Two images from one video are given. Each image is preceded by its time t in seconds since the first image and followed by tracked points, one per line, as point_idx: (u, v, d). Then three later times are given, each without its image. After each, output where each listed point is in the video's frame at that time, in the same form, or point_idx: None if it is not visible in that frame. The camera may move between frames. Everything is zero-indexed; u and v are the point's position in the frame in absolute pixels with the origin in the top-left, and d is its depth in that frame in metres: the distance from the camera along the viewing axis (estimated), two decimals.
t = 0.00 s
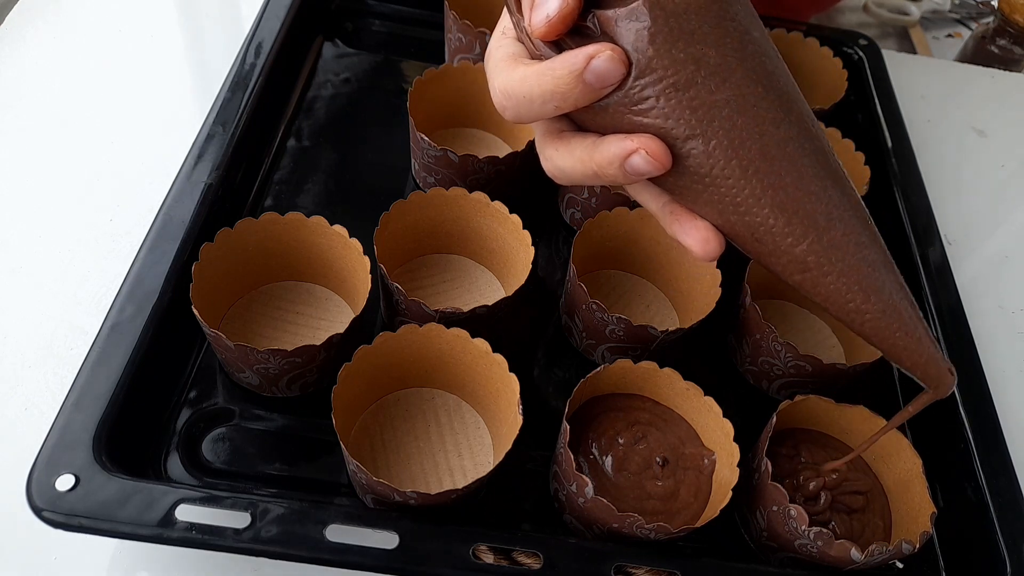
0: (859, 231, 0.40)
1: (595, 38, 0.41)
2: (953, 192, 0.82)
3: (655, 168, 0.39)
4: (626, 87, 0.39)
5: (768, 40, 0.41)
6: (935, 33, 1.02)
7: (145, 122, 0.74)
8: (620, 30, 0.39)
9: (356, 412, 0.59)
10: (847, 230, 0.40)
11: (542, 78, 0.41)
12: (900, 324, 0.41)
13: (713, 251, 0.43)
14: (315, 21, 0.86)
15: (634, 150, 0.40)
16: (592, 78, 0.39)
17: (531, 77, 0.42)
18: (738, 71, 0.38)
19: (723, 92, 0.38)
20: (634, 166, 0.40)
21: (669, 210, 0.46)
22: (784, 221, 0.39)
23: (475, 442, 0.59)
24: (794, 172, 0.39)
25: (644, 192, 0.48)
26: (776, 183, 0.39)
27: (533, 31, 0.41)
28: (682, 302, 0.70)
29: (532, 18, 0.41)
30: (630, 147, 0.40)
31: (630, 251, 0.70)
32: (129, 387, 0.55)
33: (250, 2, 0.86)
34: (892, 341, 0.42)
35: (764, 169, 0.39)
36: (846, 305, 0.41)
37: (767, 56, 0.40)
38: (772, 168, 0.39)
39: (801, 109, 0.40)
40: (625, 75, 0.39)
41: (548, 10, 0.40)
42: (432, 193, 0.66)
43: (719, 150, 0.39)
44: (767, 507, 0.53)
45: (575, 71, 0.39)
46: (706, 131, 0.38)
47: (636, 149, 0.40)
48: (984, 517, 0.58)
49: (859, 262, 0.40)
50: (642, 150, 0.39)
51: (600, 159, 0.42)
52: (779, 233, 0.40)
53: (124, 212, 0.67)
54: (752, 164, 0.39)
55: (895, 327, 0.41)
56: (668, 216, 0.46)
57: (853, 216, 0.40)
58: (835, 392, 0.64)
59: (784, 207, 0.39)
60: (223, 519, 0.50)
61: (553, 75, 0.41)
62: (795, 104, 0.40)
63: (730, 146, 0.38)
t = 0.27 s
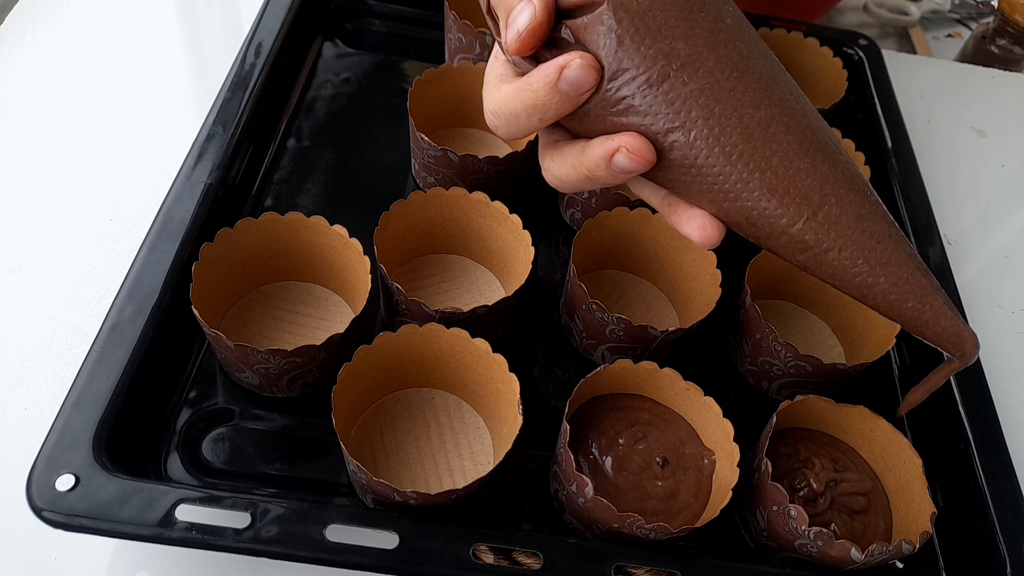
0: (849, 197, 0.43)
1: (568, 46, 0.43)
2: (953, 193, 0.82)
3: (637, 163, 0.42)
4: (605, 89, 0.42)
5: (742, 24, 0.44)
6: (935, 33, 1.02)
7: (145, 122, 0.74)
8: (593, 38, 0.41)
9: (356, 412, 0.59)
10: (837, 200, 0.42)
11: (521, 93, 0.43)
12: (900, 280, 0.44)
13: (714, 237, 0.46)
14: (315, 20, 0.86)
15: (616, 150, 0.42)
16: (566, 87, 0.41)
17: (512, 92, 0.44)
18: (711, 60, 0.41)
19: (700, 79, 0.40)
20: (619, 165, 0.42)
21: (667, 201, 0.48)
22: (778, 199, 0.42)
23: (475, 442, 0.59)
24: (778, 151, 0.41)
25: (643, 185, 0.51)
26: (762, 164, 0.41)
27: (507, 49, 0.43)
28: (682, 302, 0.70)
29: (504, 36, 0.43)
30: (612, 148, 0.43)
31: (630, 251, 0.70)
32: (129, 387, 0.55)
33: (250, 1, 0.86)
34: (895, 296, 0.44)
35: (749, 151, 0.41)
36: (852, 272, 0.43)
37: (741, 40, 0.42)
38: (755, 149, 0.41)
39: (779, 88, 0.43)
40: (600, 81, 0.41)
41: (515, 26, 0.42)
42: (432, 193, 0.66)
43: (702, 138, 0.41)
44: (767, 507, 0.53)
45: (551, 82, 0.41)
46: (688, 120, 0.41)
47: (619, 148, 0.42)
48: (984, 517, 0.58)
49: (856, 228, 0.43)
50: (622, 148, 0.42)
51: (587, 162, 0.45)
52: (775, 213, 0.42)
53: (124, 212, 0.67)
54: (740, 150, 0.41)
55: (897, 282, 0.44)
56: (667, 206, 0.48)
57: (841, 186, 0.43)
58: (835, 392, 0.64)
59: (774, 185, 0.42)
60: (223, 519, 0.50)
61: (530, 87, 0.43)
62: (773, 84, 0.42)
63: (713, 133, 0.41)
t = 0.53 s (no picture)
0: (845, 188, 0.43)
1: (555, 49, 0.45)
2: (953, 193, 0.82)
3: (628, 163, 0.43)
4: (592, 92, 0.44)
5: (730, 21, 0.45)
6: (934, 33, 1.02)
7: (145, 122, 0.74)
8: (577, 40, 0.43)
9: (356, 412, 0.59)
10: (833, 190, 0.42)
11: (510, 99, 0.45)
12: (904, 271, 0.43)
13: (711, 234, 0.46)
14: (315, 21, 0.86)
15: (605, 152, 0.44)
16: (553, 91, 0.43)
17: (502, 100, 0.46)
18: (697, 56, 0.42)
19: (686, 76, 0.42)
20: (610, 166, 0.44)
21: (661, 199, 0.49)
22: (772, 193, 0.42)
23: (475, 442, 0.59)
24: (770, 144, 0.42)
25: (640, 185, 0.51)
26: (755, 158, 0.42)
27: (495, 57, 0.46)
28: (682, 302, 0.70)
29: (492, 43, 0.45)
30: (602, 150, 0.44)
31: (630, 251, 0.70)
32: (129, 387, 0.55)
33: (250, 1, 0.86)
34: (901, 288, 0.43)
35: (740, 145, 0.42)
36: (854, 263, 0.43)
37: (728, 37, 0.44)
38: (746, 144, 0.42)
39: (770, 83, 0.44)
40: (586, 83, 0.43)
41: (502, 33, 0.44)
42: (432, 193, 0.66)
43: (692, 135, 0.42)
44: (767, 507, 0.53)
45: (538, 86, 0.43)
46: (677, 117, 0.42)
47: (608, 149, 0.43)
48: (984, 517, 0.58)
49: (854, 218, 0.43)
50: (612, 150, 0.43)
51: (581, 165, 0.46)
52: (770, 208, 0.42)
53: (124, 213, 0.67)
54: (731, 143, 0.42)
55: (900, 273, 0.43)
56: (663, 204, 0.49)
57: (837, 178, 0.43)
58: (835, 391, 0.64)
59: (767, 179, 0.42)
60: (223, 519, 0.50)
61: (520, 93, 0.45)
62: (763, 78, 0.44)
63: (703, 128, 0.42)
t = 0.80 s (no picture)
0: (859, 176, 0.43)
1: (560, 49, 0.46)
2: (953, 193, 0.82)
3: (637, 157, 0.44)
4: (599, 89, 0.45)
5: (734, 15, 0.46)
6: (934, 33, 1.03)
7: (145, 122, 0.74)
8: (583, 39, 0.44)
9: (356, 412, 0.59)
10: (846, 180, 0.43)
11: (517, 101, 0.46)
12: (920, 260, 0.43)
13: (724, 228, 0.47)
14: (315, 20, 0.86)
15: (614, 148, 0.44)
16: (559, 90, 0.43)
17: (509, 102, 0.47)
18: (702, 50, 0.43)
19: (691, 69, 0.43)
20: (620, 161, 0.44)
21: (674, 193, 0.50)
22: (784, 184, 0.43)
23: (475, 442, 0.59)
24: (779, 136, 0.42)
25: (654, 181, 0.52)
26: (764, 150, 0.42)
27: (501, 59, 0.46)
28: (682, 302, 0.70)
29: (496, 46, 0.46)
30: (611, 146, 0.44)
31: (630, 251, 0.70)
32: (129, 387, 0.55)
33: (250, 1, 0.86)
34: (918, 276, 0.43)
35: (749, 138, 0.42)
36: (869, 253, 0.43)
37: (732, 30, 0.44)
38: (755, 136, 0.42)
39: (778, 74, 0.44)
40: (593, 81, 0.44)
41: (505, 34, 0.45)
42: (432, 193, 0.66)
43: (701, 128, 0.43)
44: (767, 507, 0.53)
45: (544, 86, 0.44)
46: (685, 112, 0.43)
47: (617, 145, 0.44)
48: (984, 518, 0.58)
49: (869, 207, 0.43)
50: (620, 146, 0.44)
51: (591, 163, 0.47)
52: (781, 200, 0.43)
53: (124, 212, 0.67)
54: (739, 137, 0.42)
55: (916, 263, 0.43)
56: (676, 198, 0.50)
57: (848, 167, 0.43)
58: (835, 391, 0.64)
59: (778, 170, 0.42)
60: (223, 520, 0.50)
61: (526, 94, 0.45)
62: (771, 70, 0.44)
63: (710, 121, 0.42)
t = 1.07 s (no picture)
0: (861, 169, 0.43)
1: (555, 50, 0.46)
2: (953, 193, 0.82)
3: (634, 157, 0.44)
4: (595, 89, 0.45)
5: (730, 12, 0.46)
6: (934, 33, 1.03)
7: (145, 122, 0.74)
8: (578, 39, 0.44)
9: (356, 411, 0.59)
10: (848, 177, 0.43)
11: (512, 104, 0.46)
12: (924, 257, 0.43)
13: (723, 226, 0.47)
14: (315, 20, 0.86)
15: (611, 148, 0.44)
16: (554, 92, 0.43)
17: (505, 105, 0.47)
18: (697, 47, 0.43)
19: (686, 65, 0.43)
20: (618, 161, 0.44)
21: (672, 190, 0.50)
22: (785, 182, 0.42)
23: (475, 441, 0.59)
24: (776, 133, 0.42)
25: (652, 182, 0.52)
26: (762, 147, 0.42)
27: (496, 62, 0.46)
28: (682, 302, 0.70)
29: (490, 48, 0.46)
30: (608, 146, 0.44)
31: (629, 252, 0.70)
32: (129, 387, 0.55)
33: (250, 1, 0.86)
34: (925, 270, 0.44)
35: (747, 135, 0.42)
36: (875, 247, 0.43)
37: (728, 27, 0.44)
38: (752, 133, 0.42)
39: (775, 71, 0.44)
40: (589, 80, 0.44)
41: (499, 37, 0.45)
42: (432, 193, 0.66)
43: (699, 127, 0.43)
44: (767, 507, 0.53)
45: (539, 89, 0.44)
46: (681, 111, 0.43)
47: (614, 145, 0.44)
48: (984, 518, 0.58)
49: (873, 203, 0.43)
50: (617, 146, 0.44)
51: (589, 163, 0.47)
52: (780, 197, 0.43)
53: (124, 212, 0.67)
54: (736, 134, 0.42)
55: (921, 259, 0.43)
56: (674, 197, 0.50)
57: (848, 163, 0.43)
58: (834, 391, 0.64)
59: (778, 167, 0.42)
60: (223, 520, 0.50)
61: (522, 97, 0.45)
62: (768, 66, 0.44)
63: (707, 119, 0.42)
